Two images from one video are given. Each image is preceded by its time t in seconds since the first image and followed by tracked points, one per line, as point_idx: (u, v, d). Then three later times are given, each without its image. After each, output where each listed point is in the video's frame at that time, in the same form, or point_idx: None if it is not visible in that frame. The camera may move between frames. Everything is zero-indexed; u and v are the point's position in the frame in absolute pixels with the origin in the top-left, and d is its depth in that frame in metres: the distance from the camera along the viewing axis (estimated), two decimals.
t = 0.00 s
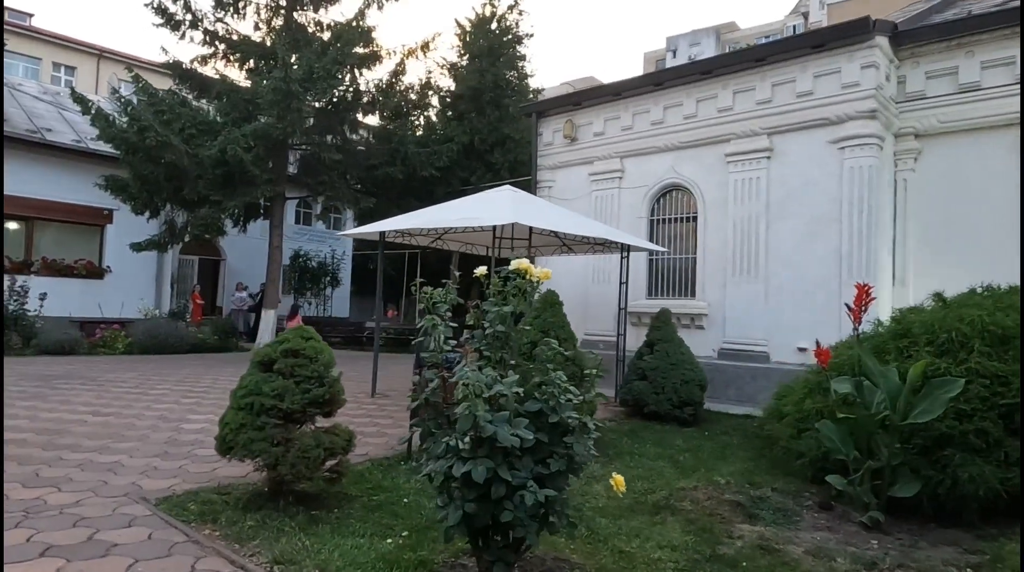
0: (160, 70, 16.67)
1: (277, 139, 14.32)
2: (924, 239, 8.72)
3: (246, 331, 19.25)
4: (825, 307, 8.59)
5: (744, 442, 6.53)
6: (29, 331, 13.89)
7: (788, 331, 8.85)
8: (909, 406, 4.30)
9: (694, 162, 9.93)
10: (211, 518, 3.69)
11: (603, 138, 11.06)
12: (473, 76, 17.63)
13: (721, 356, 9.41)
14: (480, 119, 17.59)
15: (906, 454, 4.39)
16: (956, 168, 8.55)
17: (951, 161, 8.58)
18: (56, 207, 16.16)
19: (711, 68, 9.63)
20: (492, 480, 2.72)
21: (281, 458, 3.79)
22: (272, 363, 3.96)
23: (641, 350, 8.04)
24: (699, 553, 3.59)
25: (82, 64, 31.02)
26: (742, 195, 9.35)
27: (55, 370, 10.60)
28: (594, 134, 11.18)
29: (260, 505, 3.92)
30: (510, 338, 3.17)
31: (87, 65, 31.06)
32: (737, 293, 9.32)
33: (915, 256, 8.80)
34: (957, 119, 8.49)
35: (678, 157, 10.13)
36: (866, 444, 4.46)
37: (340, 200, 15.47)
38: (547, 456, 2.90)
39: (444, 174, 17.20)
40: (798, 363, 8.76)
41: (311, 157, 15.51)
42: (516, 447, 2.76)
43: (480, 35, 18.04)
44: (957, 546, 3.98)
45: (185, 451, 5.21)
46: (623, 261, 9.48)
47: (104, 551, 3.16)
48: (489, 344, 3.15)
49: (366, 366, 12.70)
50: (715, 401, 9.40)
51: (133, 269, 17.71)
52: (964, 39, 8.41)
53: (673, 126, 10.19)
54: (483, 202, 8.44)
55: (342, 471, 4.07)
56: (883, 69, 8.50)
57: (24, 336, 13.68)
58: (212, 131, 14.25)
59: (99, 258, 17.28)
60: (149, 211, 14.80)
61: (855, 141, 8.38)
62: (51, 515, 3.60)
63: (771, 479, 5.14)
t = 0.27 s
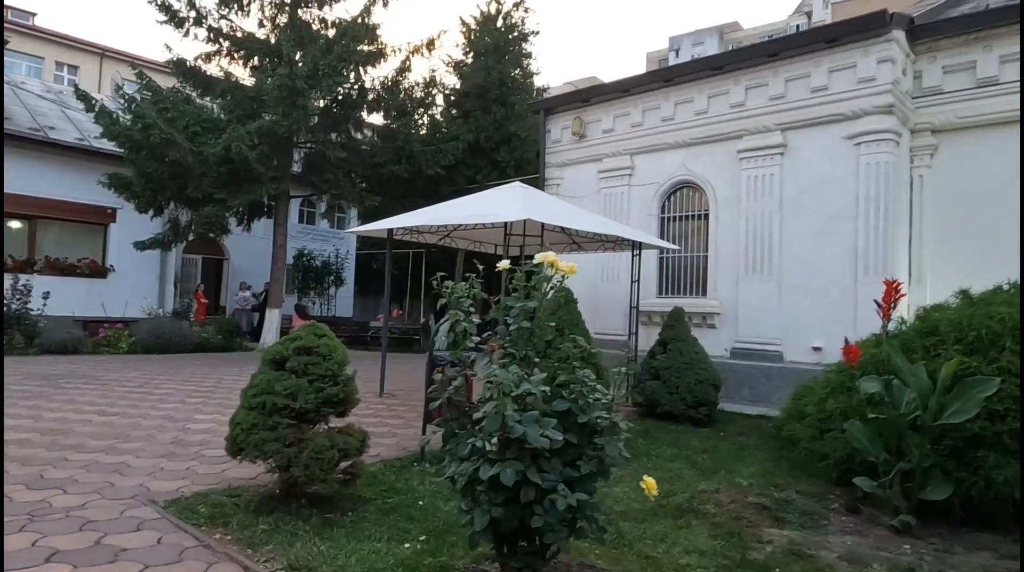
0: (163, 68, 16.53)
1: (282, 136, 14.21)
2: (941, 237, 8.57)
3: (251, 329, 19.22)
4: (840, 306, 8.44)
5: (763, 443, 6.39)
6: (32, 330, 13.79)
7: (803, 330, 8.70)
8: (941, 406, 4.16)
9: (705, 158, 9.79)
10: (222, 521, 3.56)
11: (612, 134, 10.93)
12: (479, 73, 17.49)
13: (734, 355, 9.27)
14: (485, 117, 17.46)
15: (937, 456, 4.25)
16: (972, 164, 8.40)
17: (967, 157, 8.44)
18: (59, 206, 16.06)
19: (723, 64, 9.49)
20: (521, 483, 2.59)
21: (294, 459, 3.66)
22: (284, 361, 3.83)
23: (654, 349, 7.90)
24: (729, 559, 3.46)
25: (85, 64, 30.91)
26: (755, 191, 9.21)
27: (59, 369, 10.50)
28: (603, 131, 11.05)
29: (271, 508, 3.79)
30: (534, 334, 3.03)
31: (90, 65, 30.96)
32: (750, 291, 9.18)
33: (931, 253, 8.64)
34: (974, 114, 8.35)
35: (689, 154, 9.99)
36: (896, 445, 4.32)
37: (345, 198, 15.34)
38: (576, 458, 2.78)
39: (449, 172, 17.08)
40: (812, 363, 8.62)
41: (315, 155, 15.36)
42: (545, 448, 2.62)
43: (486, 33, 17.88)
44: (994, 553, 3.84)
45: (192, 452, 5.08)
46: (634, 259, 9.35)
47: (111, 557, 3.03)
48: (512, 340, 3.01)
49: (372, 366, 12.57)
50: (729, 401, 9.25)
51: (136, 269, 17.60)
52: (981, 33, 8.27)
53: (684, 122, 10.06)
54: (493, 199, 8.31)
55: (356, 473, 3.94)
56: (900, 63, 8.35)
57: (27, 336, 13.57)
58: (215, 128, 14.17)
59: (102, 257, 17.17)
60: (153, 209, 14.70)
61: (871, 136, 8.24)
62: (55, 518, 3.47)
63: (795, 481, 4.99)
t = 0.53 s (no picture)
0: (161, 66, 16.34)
1: (282, 136, 14.03)
2: (955, 237, 8.41)
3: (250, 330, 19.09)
4: (853, 307, 8.30)
5: (778, 449, 6.25)
6: (29, 332, 13.62)
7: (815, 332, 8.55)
8: (974, 414, 4.01)
9: (714, 157, 9.64)
10: (228, 538, 3.40)
11: (617, 133, 10.78)
12: (481, 72, 17.31)
13: (743, 357, 9.12)
14: (487, 116, 17.30)
15: (969, 466, 4.10)
16: (988, 161, 8.24)
17: (983, 155, 8.28)
18: (57, 206, 15.88)
19: (732, 61, 9.34)
20: (549, 502, 2.43)
21: (302, 472, 3.50)
22: (291, 369, 3.67)
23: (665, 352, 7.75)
24: None
25: (83, 63, 30.72)
26: (765, 190, 9.05)
27: (57, 372, 10.34)
28: (609, 129, 10.89)
29: (279, 523, 3.63)
30: (560, 342, 2.91)
31: (87, 64, 30.73)
32: (760, 292, 9.03)
33: (945, 252, 8.47)
34: (990, 111, 8.19)
35: (696, 153, 9.84)
36: (925, 454, 4.17)
37: (346, 198, 15.17)
38: (606, 474, 2.63)
39: (451, 171, 16.92)
40: (825, 365, 8.47)
41: (316, 154, 15.18)
42: (575, 465, 2.46)
43: (488, 30, 17.70)
44: None
45: (195, 461, 4.92)
46: (642, 260, 9.19)
47: None
48: (537, 348, 2.87)
49: (374, 368, 12.42)
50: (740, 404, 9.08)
51: (135, 269, 17.42)
52: (996, 29, 8.12)
53: (691, 121, 9.91)
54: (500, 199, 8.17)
55: (367, 485, 3.77)
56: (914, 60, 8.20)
57: (24, 338, 13.40)
58: (215, 127, 14.03)
59: (100, 258, 16.99)
60: (152, 209, 14.53)
61: (884, 134, 8.09)
62: (53, 536, 3.30)
63: (817, 489, 4.85)
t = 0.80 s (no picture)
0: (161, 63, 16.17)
1: (284, 133, 13.89)
2: (968, 237, 8.29)
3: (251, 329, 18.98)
4: (865, 307, 8.20)
5: (794, 450, 6.15)
6: (29, 332, 13.49)
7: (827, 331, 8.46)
8: (1006, 418, 3.90)
9: (723, 154, 9.53)
10: (241, 548, 3.28)
11: (624, 130, 10.66)
12: (484, 69, 17.15)
13: (753, 357, 9.01)
14: (490, 113, 17.12)
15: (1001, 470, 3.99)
16: (1001, 158, 8.14)
17: (996, 151, 8.17)
18: (56, 204, 15.73)
19: (741, 57, 9.22)
20: (585, 515, 2.32)
21: (319, 479, 3.38)
22: (306, 373, 3.56)
23: (675, 352, 7.64)
24: None
25: (81, 61, 30.50)
26: (776, 188, 8.94)
27: (58, 373, 10.22)
28: (615, 126, 10.77)
29: (294, 531, 3.51)
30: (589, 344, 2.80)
31: (85, 61, 30.50)
32: (770, 291, 8.93)
33: (959, 250, 8.36)
34: (1004, 108, 8.09)
35: (705, 150, 9.73)
36: (955, 458, 4.07)
37: (348, 196, 15.03)
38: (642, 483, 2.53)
39: (453, 169, 16.79)
40: (836, 365, 8.38)
41: (317, 152, 15.01)
42: (612, 475, 2.35)
43: (491, 26, 17.50)
44: None
45: (202, 466, 4.79)
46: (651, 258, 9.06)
47: None
48: (567, 350, 2.76)
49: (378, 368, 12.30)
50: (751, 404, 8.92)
51: (135, 268, 17.28)
52: (1011, 24, 8.02)
53: (699, 117, 9.80)
54: (509, 197, 8.08)
55: (383, 492, 3.66)
56: (927, 55, 8.10)
57: (24, 338, 13.27)
58: (216, 125, 13.90)
59: (99, 257, 16.84)
60: (153, 208, 14.40)
61: (898, 131, 7.99)
62: (60, 546, 3.19)
63: (839, 493, 4.74)
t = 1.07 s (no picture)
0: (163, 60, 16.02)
1: (288, 130, 13.76)
2: (986, 234, 8.17)
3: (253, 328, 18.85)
4: (883, 305, 8.10)
5: (816, 450, 6.04)
6: (31, 331, 13.36)
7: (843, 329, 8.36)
8: None
9: (735, 150, 9.42)
10: (264, 555, 3.17)
11: (634, 127, 10.54)
12: (489, 66, 16.98)
13: (767, 355, 8.91)
14: (495, 110, 16.96)
15: None
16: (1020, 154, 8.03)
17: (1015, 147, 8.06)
18: (57, 202, 15.59)
19: (755, 52, 9.11)
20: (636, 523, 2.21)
21: (343, 483, 3.26)
22: (329, 373, 3.45)
23: (691, 351, 7.54)
24: None
25: (81, 59, 30.32)
26: (790, 184, 8.84)
27: (61, 372, 10.09)
28: (625, 122, 10.66)
29: (317, 537, 3.39)
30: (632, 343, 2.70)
31: (85, 59, 30.29)
32: (784, 289, 8.82)
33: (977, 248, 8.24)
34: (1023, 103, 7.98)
35: (717, 146, 9.62)
36: (994, 460, 3.96)
37: (353, 193, 14.89)
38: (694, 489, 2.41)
39: (458, 166, 16.65)
40: (852, 364, 8.29)
41: (321, 149, 14.88)
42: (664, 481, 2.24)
43: (496, 22, 17.31)
44: None
45: (217, 468, 4.68)
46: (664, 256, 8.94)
47: None
48: (610, 348, 2.67)
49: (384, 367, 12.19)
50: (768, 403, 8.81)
51: (137, 267, 17.13)
52: None
53: (711, 113, 9.68)
54: (521, 194, 7.98)
55: (408, 496, 3.53)
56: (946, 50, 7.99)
57: (26, 337, 13.14)
58: (220, 122, 13.71)
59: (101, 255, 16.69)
60: (156, 206, 14.27)
61: (915, 126, 7.89)
62: (77, 553, 3.07)
63: (869, 495, 4.64)
